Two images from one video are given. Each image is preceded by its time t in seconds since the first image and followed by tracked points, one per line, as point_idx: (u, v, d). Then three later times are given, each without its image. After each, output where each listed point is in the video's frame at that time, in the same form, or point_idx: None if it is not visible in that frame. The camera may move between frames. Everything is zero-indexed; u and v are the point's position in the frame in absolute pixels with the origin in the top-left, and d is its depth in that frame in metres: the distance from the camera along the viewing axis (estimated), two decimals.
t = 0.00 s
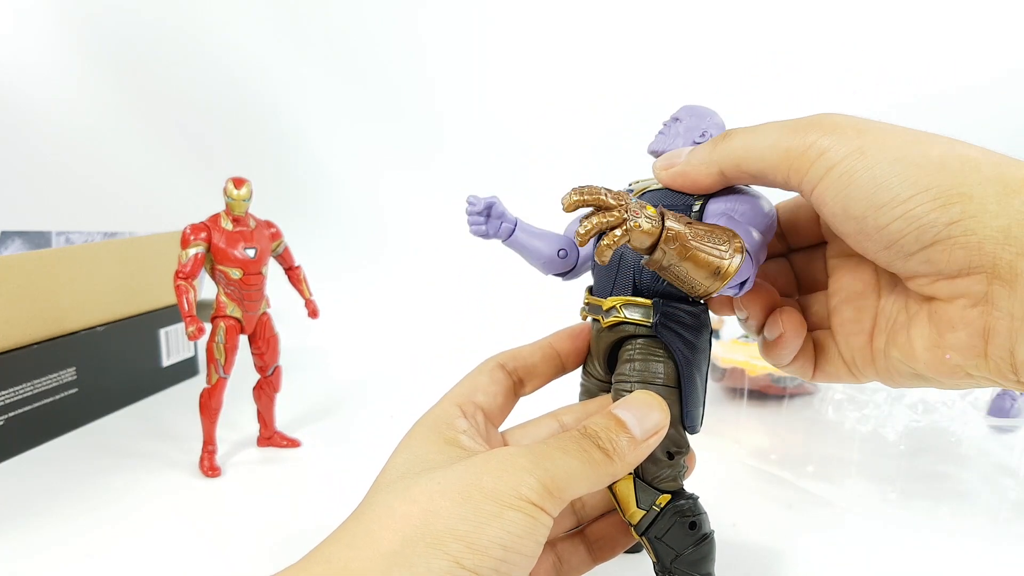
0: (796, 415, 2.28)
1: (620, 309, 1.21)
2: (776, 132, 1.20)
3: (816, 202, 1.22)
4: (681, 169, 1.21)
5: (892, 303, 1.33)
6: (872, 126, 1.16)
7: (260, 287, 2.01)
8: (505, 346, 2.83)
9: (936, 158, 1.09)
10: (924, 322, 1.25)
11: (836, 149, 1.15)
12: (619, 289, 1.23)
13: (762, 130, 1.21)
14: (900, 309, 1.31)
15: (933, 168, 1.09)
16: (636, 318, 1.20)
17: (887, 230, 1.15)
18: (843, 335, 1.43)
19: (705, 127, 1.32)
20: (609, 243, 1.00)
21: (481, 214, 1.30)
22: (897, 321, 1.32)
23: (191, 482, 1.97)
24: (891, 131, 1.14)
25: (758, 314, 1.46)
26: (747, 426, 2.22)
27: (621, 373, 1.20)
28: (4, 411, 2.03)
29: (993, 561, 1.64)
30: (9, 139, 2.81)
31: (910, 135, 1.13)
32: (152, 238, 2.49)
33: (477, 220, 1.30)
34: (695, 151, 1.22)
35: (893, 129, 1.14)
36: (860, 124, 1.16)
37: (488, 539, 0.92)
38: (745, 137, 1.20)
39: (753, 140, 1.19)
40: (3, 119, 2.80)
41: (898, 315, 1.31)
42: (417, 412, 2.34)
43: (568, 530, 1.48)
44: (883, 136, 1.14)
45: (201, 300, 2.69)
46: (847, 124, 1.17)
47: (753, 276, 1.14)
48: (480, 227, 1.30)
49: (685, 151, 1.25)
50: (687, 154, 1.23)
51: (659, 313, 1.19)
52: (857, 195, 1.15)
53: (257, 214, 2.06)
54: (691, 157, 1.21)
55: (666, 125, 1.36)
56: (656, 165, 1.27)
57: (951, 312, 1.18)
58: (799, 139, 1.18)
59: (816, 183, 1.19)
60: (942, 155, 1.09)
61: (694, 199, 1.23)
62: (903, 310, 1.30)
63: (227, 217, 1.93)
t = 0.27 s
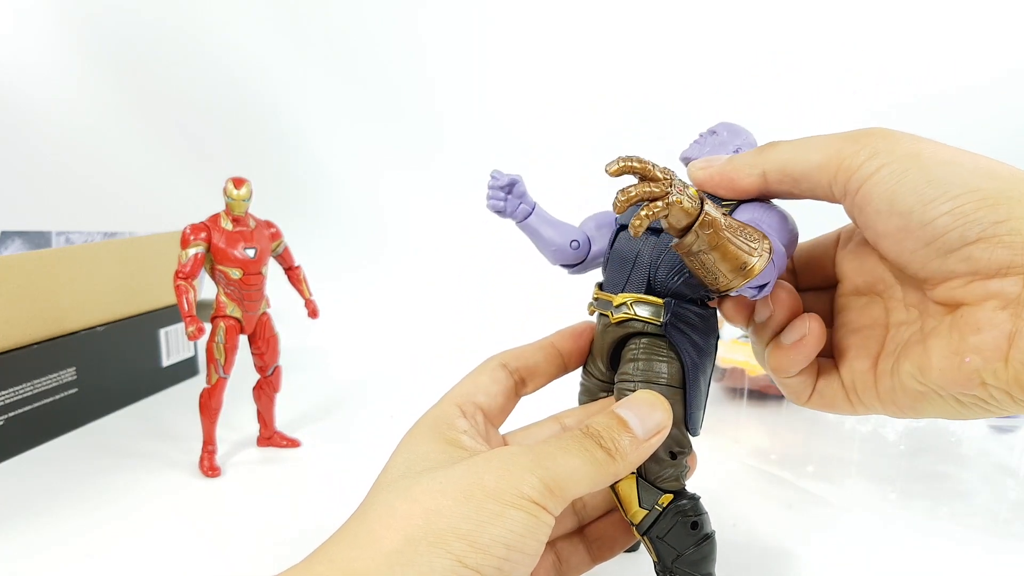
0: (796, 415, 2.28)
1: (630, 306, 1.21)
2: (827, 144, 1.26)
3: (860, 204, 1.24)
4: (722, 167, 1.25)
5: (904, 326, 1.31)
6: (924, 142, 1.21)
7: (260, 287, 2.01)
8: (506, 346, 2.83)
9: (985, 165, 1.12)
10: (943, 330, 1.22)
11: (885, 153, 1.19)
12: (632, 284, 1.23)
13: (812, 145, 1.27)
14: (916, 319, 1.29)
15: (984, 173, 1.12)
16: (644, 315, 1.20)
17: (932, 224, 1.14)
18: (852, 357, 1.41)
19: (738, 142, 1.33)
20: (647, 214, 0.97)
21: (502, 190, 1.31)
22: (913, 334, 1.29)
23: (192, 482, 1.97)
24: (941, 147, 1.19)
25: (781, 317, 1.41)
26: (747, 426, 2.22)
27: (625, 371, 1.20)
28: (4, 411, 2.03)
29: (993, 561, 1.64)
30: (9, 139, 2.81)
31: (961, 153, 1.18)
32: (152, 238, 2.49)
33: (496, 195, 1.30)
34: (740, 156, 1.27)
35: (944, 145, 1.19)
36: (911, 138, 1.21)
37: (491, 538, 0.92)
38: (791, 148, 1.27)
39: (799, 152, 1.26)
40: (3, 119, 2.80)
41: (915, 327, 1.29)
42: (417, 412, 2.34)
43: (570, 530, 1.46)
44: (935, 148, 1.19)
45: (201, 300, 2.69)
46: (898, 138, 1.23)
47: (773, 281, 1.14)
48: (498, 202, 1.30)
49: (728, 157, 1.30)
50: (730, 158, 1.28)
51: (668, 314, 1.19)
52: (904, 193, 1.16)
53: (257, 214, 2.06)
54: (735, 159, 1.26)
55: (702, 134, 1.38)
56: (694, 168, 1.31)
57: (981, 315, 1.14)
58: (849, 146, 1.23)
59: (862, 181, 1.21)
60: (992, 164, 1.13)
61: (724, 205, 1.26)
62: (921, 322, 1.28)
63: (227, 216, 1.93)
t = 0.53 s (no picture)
0: (796, 415, 2.28)
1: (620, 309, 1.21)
2: (805, 162, 1.20)
3: (843, 233, 1.24)
4: (694, 185, 1.17)
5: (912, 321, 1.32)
6: (900, 156, 1.18)
7: (260, 287, 2.01)
8: (505, 346, 2.83)
9: (961, 180, 1.11)
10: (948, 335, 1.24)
11: (861, 180, 1.17)
12: (622, 286, 1.22)
13: (788, 157, 1.20)
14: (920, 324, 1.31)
15: (960, 189, 1.10)
16: (636, 318, 1.19)
17: (915, 251, 1.16)
18: (859, 349, 1.42)
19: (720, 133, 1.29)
20: (607, 235, 1.00)
21: (494, 203, 1.29)
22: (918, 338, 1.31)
23: (192, 482, 1.97)
24: (920, 160, 1.16)
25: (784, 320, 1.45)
26: (747, 426, 2.22)
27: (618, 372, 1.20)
28: (4, 411, 2.03)
29: (993, 561, 1.64)
30: (10, 139, 2.81)
31: (940, 161, 1.15)
32: (152, 238, 2.49)
33: (488, 208, 1.29)
34: (712, 166, 1.18)
35: (923, 157, 1.15)
36: (888, 155, 1.18)
37: (486, 538, 0.92)
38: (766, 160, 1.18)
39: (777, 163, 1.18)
40: (3, 119, 2.80)
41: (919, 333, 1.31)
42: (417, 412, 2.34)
43: (565, 529, 1.46)
44: (914, 164, 1.16)
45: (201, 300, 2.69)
46: (876, 155, 1.19)
47: (752, 281, 1.13)
48: (490, 214, 1.29)
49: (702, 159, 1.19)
50: (701, 167, 1.18)
51: (657, 316, 1.19)
52: (886, 219, 1.16)
53: (257, 214, 2.06)
54: (708, 175, 1.17)
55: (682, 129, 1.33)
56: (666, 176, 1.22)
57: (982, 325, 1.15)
58: (826, 172, 1.19)
59: (842, 214, 1.21)
60: (968, 176, 1.11)
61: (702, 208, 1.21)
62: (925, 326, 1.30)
63: (227, 216, 1.93)
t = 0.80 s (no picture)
0: (796, 415, 2.27)
1: (624, 314, 1.20)
2: (787, 145, 1.18)
3: (847, 207, 1.21)
4: (696, 197, 1.18)
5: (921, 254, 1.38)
6: (875, 119, 1.15)
7: (260, 287, 2.01)
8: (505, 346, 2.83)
9: (952, 129, 1.09)
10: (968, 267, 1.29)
11: (851, 150, 1.13)
12: (626, 291, 1.21)
13: (771, 150, 1.19)
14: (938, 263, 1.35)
15: (953, 139, 1.08)
16: (637, 322, 1.19)
17: (927, 211, 1.14)
18: (872, 291, 1.47)
19: (712, 134, 1.29)
20: (653, 264, 0.97)
21: (474, 201, 1.30)
22: (935, 277, 1.36)
23: (192, 482, 1.97)
24: (898, 115, 1.13)
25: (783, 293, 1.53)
26: (747, 426, 2.22)
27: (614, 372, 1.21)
28: (4, 411, 2.03)
29: (993, 561, 1.64)
30: (10, 139, 2.81)
31: (917, 115, 1.12)
32: (152, 238, 2.49)
33: (468, 208, 1.30)
34: (709, 175, 1.18)
35: (899, 113, 1.13)
36: (866, 119, 1.15)
37: (487, 530, 0.92)
38: (756, 161, 1.18)
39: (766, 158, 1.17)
40: (4, 119, 2.80)
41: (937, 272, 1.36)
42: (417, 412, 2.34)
43: (561, 524, 1.46)
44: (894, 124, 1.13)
45: (201, 300, 2.69)
46: (855, 122, 1.15)
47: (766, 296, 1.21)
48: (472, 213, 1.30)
49: (692, 171, 1.19)
50: (696, 178, 1.18)
51: (662, 320, 1.19)
52: (887, 186, 1.13)
53: (256, 214, 2.06)
54: (708, 184, 1.17)
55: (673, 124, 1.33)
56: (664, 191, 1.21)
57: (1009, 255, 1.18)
58: (811, 148, 1.16)
59: (840, 188, 1.18)
60: (957, 124, 1.09)
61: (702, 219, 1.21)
62: (944, 266, 1.34)
63: (227, 217, 1.93)
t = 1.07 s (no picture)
0: (796, 415, 2.28)
1: (644, 316, 1.19)
2: (821, 143, 1.16)
3: (886, 200, 1.20)
4: (726, 195, 1.16)
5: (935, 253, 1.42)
6: (911, 114, 1.13)
7: (261, 287, 2.01)
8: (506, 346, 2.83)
9: (993, 122, 1.09)
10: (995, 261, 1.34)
11: (891, 145, 1.12)
12: (645, 291, 1.20)
13: (805, 147, 1.17)
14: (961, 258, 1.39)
15: (996, 131, 1.08)
16: (656, 322, 1.19)
17: (975, 202, 1.14)
18: (884, 288, 1.50)
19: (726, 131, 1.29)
20: (714, 278, 0.99)
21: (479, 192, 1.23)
22: (957, 271, 1.40)
23: (192, 482, 1.97)
24: (934, 108, 1.13)
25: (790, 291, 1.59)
26: (747, 426, 2.22)
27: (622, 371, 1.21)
28: (4, 411, 2.03)
29: (992, 561, 1.64)
30: (9, 139, 2.80)
31: (954, 107, 1.12)
32: (152, 238, 2.49)
33: (472, 199, 1.23)
34: (739, 175, 1.17)
35: (936, 107, 1.12)
36: (901, 114, 1.13)
37: (494, 529, 0.92)
38: (793, 159, 1.15)
39: (802, 156, 1.15)
40: (4, 119, 2.80)
41: (959, 265, 1.40)
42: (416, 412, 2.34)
43: (566, 523, 1.46)
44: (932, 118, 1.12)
45: (201, 300, 2.69)
46: (891, 117, 1.14)
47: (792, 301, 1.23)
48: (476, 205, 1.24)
49: (723, 172, 1.18)
50: (729, 176, 1.17)
51: (679, 321, 1.20)
52: (933, 180, 1.12)
53: (256, 214, 2.06)
54: (740, 184, 1.16)
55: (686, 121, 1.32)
56: (689, 191, 1.19)
57: None
58: (849, 143, 1.14)
59: (881, 183, 1.16)
60: (997, 117, 1.09)
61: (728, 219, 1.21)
62: (966, 261, 1.39)
63: (227, 217, 1.93)
